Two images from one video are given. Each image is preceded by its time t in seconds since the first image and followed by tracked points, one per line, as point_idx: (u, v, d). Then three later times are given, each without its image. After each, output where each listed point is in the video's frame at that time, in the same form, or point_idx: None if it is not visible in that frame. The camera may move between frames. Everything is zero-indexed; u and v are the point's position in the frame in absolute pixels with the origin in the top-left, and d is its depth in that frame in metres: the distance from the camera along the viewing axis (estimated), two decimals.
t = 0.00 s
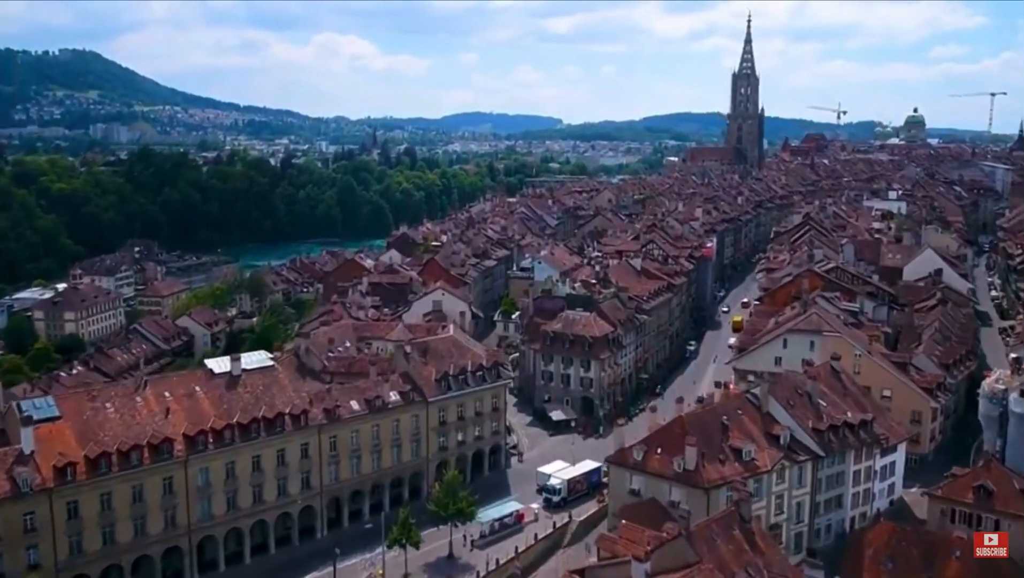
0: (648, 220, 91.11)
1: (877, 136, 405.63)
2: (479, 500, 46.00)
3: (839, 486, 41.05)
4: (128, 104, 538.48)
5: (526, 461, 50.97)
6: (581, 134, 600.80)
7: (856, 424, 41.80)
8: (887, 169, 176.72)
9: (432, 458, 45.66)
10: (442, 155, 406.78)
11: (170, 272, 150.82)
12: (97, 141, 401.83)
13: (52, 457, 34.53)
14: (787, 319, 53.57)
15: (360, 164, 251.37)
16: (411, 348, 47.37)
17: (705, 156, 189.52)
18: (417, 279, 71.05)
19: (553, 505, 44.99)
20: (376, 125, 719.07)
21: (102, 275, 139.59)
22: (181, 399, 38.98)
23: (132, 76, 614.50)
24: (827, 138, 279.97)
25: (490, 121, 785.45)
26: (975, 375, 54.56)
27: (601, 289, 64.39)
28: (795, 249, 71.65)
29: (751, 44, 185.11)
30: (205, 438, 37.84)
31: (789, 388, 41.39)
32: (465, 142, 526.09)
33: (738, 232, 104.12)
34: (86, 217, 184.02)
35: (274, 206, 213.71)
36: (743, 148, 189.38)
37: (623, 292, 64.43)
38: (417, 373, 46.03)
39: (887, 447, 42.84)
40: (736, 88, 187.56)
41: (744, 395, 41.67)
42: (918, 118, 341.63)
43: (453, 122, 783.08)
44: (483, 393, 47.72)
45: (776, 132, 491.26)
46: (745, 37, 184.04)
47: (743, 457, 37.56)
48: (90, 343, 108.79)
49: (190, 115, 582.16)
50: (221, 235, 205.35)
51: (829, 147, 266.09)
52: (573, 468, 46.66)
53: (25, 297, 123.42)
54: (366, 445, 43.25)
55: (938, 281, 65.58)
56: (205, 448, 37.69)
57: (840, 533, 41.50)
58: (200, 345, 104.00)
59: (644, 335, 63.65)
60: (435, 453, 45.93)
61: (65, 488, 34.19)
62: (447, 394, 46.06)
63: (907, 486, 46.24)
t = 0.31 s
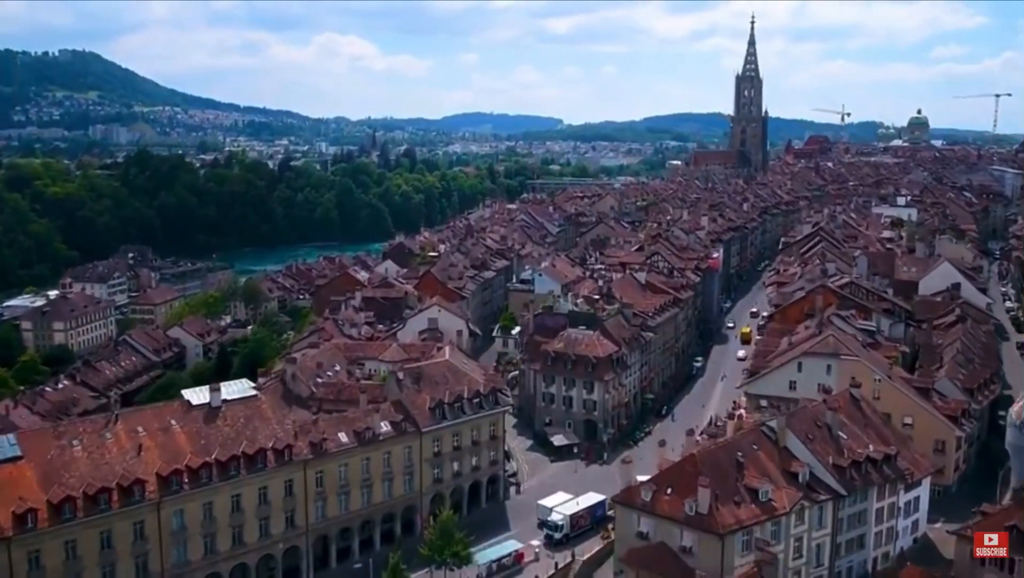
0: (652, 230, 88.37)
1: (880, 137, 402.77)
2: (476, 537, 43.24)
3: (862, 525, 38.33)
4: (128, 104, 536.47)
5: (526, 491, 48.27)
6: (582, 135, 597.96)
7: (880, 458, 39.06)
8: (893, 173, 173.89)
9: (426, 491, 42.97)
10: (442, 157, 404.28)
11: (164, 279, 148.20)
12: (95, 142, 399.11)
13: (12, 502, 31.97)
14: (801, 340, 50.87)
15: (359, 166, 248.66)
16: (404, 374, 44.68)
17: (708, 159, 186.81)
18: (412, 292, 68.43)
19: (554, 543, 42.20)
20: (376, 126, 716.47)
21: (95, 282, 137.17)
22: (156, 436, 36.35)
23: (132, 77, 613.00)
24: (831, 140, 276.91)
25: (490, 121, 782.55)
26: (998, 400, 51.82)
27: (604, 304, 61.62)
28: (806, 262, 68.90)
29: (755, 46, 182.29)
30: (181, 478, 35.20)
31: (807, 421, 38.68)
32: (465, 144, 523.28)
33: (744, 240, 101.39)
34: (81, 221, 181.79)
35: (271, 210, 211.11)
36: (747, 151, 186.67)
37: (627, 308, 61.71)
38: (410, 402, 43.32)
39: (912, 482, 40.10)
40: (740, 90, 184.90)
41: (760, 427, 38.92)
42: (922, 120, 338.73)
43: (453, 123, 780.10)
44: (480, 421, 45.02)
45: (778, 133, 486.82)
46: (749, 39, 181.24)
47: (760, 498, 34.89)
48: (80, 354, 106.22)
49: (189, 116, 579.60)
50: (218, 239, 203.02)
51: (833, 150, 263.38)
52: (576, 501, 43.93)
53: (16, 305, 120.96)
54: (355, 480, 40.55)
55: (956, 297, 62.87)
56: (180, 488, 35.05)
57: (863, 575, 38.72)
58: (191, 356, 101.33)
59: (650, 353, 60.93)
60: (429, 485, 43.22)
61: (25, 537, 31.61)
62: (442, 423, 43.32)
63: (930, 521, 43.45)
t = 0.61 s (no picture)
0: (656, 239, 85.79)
1: (882, 140, 400.71)
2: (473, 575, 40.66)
3: (885, 567, 35.75)
4: (127, 105, 534.27)
5: (526, 522, 45.75)
6: (583, 136, 596.14)
7: (903, 495, 36.50)
8: (899, 177, 171.37)
9: (419, 526, 40.43)
10: (443, 158, 402.04)
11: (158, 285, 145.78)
12: (95, 143, 397.83)
13: None
14: (815, 361, 48.31)
15: (358, 169, 246.14)
16: (396, 402, 42.16)
17: (711, 163, 184.32)
18: (407, 307, 65.86)
19: None
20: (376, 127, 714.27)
21: (88, 289, 134.99)
22: (128, 474, 33.90)
23: (132, 78, 611.18)
24: (834, 143, 274.39)
25: (491, 122, 780.01)
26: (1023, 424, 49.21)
27: (607, 321, 59.01)
28: (817, 275, 66.30)
29: (758, 48, 179.91)
30: (153, 521, 32.73)
31: (826, 456, 36.11)
32: (465, 145, 521.54)
33: (750, 249, 98.84)
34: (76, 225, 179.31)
35: (269, 213, 208.59)
36: (750, 154, 184.16)
37: (631, 324, 59.08)
38: (402, 431, 40.77)
39: (938, 519, 37.55)
40: (743, 93, 182.41)
41: (776, 461, 36.42)
42: (925, 121, 336.33)
43: (454, 124, 777.79)
44: (477, 451, 42.49)
45: (780, 134, 484.30)
46: (752, 41, 178.88)
47: (778, 542, 32.34)
48: (69, 364, 103.74)
49: (189, 117, 577.84)
50: (215, 243, 200.85)
51: (837, 152, 260.93)
52: (578, 536, 41.39)
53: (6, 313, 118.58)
54: (344, 516, 38.04)
55: (974, 312, 60.27)
56: (152, 532, 32.55)
57: None
58: (183, 367, 98.95)
59: (655, 371, 58.35)
60: (422, 519, 40.69)
61: None
62: (436, 454, 40.79)
63: (955, 558, 40.88)
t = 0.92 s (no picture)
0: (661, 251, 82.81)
1: (884, 141, 398.09)
2: None
3: None
4: (127, 106, 531.72)
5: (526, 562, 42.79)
6: (583, 137, 593.45)
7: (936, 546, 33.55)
8: (906, 182, 168.48)
9: (410, 573, 37.54)
10: (443, 160, 399.51)
11: (152, 292, 142.81)
12: (94, 144, 395.51)
13: None
14: (835, 389, 45.35)
15: (357, 172, 243.17)
16: (386, 438, 39.28)
17: (714, 167, 181.43)
18: (402, 324, 62.93)
19: None
20: (376, 128, 711.50)
21: (78, 298, 133.60)
22: (91, 526, 31.24)
23: (132, 79, 608.83)
24: (837, 146, 271.68)
25: (491, 123, 777.25)
26: None
27: (612, 340, 56.01)
28: (831, 292, 63.32)
29: (763, 50, 176.79)
30: None
31: (852, 503, 33.10)
32: (466, 146, 518.78)
33: (757, 259, 95.86)
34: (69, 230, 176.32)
35: (266, 217, 205.68)
36: (754, 158, 181.25)
37: (636, 344, 56.08)
38: (393, 471, 37.86)
39: (973, 570, 34.54)
40: (747, 96, 179.55)
41: (797, 508, 33.45)
42: (928, 123, 333.99)
43: (454, 125, 774.80)
44: (474, 489, 39.57)
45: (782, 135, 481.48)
46: (756, 42, 175.71)
47: None
48: (57, 377, 100.68)
49: (188, 118, 575.16)
50: (212, 247, 198.30)
51: (841, 155, 258.09)
52: None
53: None
54: (329, 566, 35.10)
55: (997, 332, 57.31)
56: None
57: None
58: (173, 381, 95.92)
59: (662, 395, 55.43)
60: (414, 565, 37.78)
61: None
62: (429, 495, 37.83)
63: None
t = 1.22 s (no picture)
0: (665, 261, 80.49)
1: (887, 142, 395.25)
2: None
3: None
4: (126, 107, 529.66)
5: None
6: (585, 138, 590.53)
7: None
8: (912, 186, 166.05)
9: None
10: (443, 162, 397.14)
11: (147, 297, 140.23)
12: (93, 145, 393.39)
13: None
14: (852, 414, 43.01)
15: (356, 174, 240.63)
16: (378, 470, 37.01)
17: (717, 170, 179.05)
18: (397, 340, 60.63)
19: None
20: (376, 129, 709.18)
21: (71, 304, 131.48)
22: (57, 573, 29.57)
23: (132, 79, 607.00)
24: (840, 148, 269.03)
25: (491, 124, 774.59)
26: None
27: (615, 358, 53.68)
28: (842, 305, 60.98)
29: (766, 52, 174.37)
30: None
31: (877, 546, 30.75)
32: (466, 147, 516.66)
33: (764, 268, 93.54)
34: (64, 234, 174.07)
35: (264, 220, 203.29)
36: (758, 161, 178.79)
37: (641, 362, 53.76)
38: (385, 506, 35.59)
39: None
40: (750, 98, 177.15)
41: (816, 551, 31.22)
42: (931, 124, 331.35)
43: (454, 126, 772.34)
44: (471, 523, 37.27)
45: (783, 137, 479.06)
46: (760, 44, 173.29)
47: None
48: (46, 387, 98.25)
49: (188, 118, 572.93)
50: (209, 251, 195.95)
51: (844, 158, 255.52)
52: None
53: None
54: None
55: (1017, 349, 54.97)
56: None
57: None
58: (165, 392, 93.07)
59: (669, 416, 53.07)
60: None
61: None
62: (424, 532, 35.50)
63: None
